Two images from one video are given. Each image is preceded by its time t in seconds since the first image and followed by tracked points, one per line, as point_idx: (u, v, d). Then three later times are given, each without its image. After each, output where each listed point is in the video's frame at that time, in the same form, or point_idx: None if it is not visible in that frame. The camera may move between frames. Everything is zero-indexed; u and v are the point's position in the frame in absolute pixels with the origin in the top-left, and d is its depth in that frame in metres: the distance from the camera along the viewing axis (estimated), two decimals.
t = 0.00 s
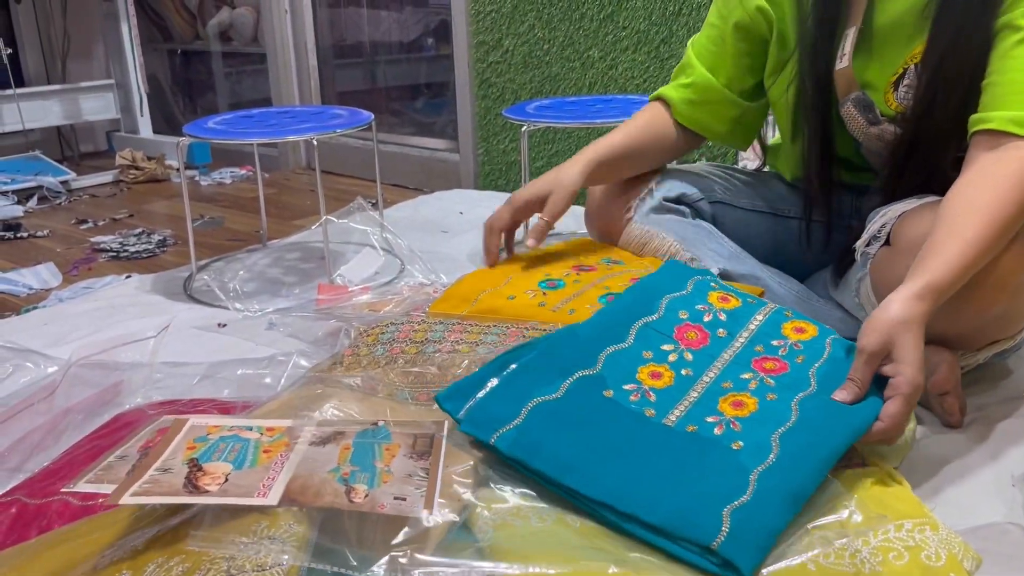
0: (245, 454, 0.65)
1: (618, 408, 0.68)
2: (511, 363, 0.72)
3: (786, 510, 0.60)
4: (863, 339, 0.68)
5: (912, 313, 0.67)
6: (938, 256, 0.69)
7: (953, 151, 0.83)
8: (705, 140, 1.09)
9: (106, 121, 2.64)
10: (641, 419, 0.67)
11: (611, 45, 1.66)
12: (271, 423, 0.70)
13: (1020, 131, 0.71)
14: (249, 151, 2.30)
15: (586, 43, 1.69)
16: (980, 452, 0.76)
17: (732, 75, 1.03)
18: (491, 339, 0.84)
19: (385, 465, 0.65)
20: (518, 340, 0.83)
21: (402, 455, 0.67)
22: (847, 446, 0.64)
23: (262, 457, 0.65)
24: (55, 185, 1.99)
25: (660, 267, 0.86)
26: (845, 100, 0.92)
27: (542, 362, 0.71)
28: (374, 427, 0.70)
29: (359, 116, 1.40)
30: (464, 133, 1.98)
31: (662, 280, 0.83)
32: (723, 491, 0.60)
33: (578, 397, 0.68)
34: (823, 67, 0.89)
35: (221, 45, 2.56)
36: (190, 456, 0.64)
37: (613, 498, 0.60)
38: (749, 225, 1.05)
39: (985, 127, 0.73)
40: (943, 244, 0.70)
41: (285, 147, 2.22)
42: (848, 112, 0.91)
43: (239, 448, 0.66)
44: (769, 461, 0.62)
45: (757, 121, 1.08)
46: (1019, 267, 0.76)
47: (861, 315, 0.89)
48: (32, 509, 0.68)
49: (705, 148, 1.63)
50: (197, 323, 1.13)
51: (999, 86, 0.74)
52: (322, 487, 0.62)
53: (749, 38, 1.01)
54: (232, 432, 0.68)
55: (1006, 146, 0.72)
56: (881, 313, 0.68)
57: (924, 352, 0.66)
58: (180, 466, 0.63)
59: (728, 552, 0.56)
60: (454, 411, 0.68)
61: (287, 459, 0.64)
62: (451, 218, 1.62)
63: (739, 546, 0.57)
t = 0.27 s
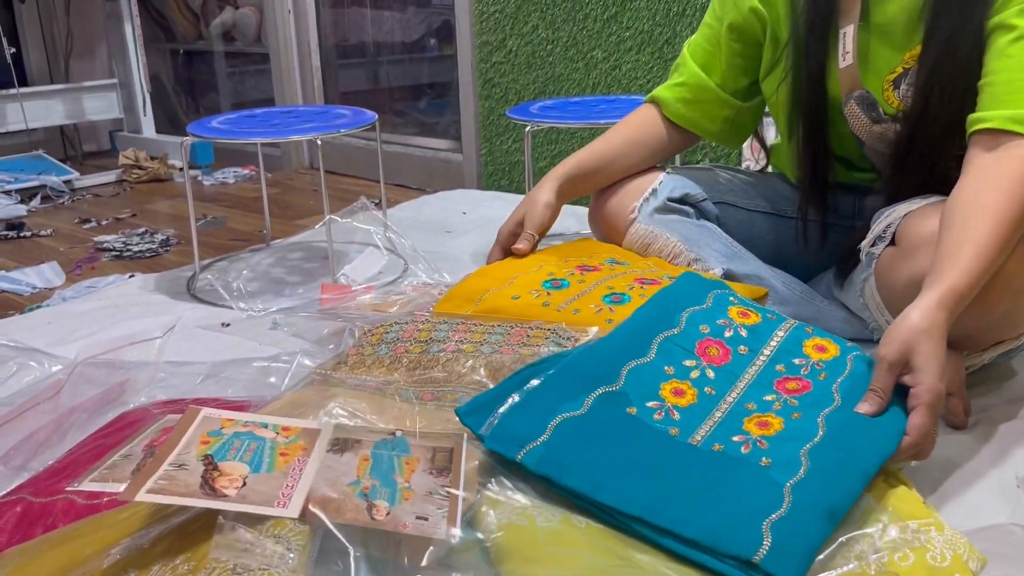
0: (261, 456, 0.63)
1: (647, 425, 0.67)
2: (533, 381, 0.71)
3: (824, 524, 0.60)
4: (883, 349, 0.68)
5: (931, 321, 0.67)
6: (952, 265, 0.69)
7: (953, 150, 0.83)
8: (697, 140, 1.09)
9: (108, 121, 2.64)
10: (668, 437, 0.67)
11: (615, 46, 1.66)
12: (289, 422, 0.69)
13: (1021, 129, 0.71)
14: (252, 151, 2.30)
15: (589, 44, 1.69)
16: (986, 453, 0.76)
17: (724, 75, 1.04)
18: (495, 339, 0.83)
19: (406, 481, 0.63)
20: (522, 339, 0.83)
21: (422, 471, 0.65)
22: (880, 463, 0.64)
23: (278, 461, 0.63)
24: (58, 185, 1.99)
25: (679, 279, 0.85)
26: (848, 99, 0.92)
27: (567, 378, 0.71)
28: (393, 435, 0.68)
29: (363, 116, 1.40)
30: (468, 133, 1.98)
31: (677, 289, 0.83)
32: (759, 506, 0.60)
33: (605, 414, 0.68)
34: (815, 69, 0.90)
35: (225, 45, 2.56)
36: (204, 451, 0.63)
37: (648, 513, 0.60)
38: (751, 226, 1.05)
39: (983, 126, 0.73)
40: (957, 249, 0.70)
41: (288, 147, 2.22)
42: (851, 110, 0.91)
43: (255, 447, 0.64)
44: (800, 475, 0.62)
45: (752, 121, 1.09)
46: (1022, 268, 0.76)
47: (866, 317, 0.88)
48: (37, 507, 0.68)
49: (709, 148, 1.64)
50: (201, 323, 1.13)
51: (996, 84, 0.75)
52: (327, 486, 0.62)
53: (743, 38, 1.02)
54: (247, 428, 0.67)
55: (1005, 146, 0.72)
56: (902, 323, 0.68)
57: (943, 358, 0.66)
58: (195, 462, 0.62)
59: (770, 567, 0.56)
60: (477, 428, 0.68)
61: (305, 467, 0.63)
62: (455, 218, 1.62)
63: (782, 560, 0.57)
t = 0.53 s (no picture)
0: (265, 455, 0.63)
1: (639, 422, 0.67)
2: (526, 379, 0.71)
3: (818, 520, 0.60)
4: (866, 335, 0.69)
5: (913, 308, 0.67)
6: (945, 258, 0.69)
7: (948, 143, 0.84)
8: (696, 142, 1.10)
9: (111, 121, 2.64)
10: (660, 434, 0.67)
11: (617, 46, 1.66)
12: (291, 420, 0.69)
13: (1015, 125, 0.71)
14: (254, 151, 2.30)
15: (592, 43, 1.69)
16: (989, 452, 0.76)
17: (720, 77, 1.04)
18: (499, 338, 0.83)
19: (409, 482, 0.63)
20: (526, 338, 0.82)
21: (426, 472, 0.64)
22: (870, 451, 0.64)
23: (282, 459, 0.63)
24: (61, 184, 1.99)
25: (671, 272, 0.85)
26: (846, 98, 0.91)
27: (559, 374, 0.71)
28: (395, 436, 0.68)
29: (366, 115, 1.40)
30: (470, 133, 1.98)
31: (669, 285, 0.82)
32: (753, 502, 0.60)
33: (599, 410, 0.68)
34: (810, 71, 0.90)
35: (227, 45, 2.56)
36: (207, 448, 0.63)
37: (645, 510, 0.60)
38: (750, 226, 1.06)
39: (978, 123, 0.73)
40: (948, 239, 0.70)
41: (290, 147, 2.22)
42: (850, 110, 0.91)
43: (258, 445, 0.64)
44: (791, 472, 0.63)
45: (748, 122, 1.09)
46: None
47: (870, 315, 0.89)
48: (41, 506, 0.68)
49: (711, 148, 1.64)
50: (204, 322, 1.13)
51: (989, 80, 0.74)
52: (331, 485, 0.62)
53: (738, 40, 1.02)
54: (250, 424, 0.67)
55: (1000, 143, 0.72)
56: (887, 309, 0.68)
57: (921, 344, 0.66)
58: (200, 460, 0.61)
59: (767, 563, 0.56)
60: (470, 423, 0.68)
61: (310, 465, 0.63)
62: (457, 218, 1.62)
63: (778, 557, 0.56)
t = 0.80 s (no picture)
0: (265, 456, 0.63)
1: (637, 422, 0.67)
2: (523, 379, 0.71)
3: (816, 519, 0.59)
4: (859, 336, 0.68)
5: (906, 306, 0.67)
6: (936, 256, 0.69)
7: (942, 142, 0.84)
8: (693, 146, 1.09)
9: (112, 121, 2.64)
10: (657, 434, 0.67)
11: (618, 46, 1.66)
12: (291, 420, 0.68)
13: (1004, 122, 0.71)
14: (255, 151, 2.30)
15: (592, 43, 1.69)
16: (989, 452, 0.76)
17: (714, 80, 1.04)
18: (500, 338, 0.83)
19: (409, 483, 0.63)
20: (526, 339, 0.82)
21: (425, 473, 0.64)
22: (865, 451, 0.64)
23: (281, 460, 0.63)
24: (61, 185, 1.99)
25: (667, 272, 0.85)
26: (844, 96, 0.91)
27: (557, 374, 0.70)
28: (394, 436, 0.68)
29: (366, 115, 1.40)
30: (470, 133, 1.98)
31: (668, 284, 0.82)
32: (751, 502, 0.60)
33: (596, 410, 0.68)
34: (801, 71, 0.90)
35: (227, 45, 2.56)
36: (207, 449, 0.63)
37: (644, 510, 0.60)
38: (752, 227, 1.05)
39: (968, 121, 0.73)
40: (939, 239, 0.70)
41: (291, 147, 2.22)
42: (847, 109, 0.91)
43: (258, 445, 0.64)
44: (788, 472, 0.62)
45: (743, 124, 1.08)
46: None
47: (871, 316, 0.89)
48: (42, 507, 0.68)
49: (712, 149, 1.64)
50: (205, 323, 1.13)
51: (978, 78, 0.74)
52: (330, 485, 0.62)
53: (730, 45, 1.02)
54: (249, 425, 0.67)
55: (989, 140, 0.72)
56: (878, 308, 0.68)
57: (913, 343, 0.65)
58: (199, 461, 0.61)
59: (766, 562, 0.56)
60: (467, 423, 0.68)
61: (310, 465, 0.63)
62: (458, 218, 1.62)
63: (777, 557, 0.56)
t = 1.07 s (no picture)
0: (263, 458, 0.63)
1: (635, 423, 0.67)
2: (521, 380, 0.71)
3: (815, 520, 0.59)
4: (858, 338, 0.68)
5: (903, 306, 0.67)
6: (931, 256, 0.69)
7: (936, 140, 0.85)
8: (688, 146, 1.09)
9: (111, 124, 2.64)
10: (656, 435, 0.66)
11: (617, 46, 1.66)
12: (290, 422, 0.68)
13: (993, 122, 0.71)
14: (254, 153, 2.30)
15: (591, 44, 1.69)
16: (990, 452, 0.76)
17: (708, 81, 1.04)
18: (499, 339, 0.83)
19: (408, 485, 0.63)
20: (525, 340, 0.82)
21: (424, 476, 0.64)
22: (864, 452, 0.64)
23: (280, 463, 0.63)
24: (61, 188, 1.99)
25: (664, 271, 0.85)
26: (838, 95, 0.91)
27: (555, 376, 0.70)
28: (393, 439, 0.68)
29: (365, 116, 1.40)
30: (470, 133, 1.98)
31: (667, 284, 0.82)
32: (749, 502, 0.60)
33: (594, 412, 0.68)
34: (789, 72, 0.90)
35: (227, 47, 2.56)
36: (206, 451, 0.63)
37: (642, 512, 0.60)
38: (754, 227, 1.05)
39: (957, 122, 0.73)
40: (935, 238, 0.70)
41: (290, 149, 2.22)
42: (842, 109, 0.91)
43: (257, 447, 0.64)
44: (786, 473, 0.62)
45: (739, 124, 1.08)
46: None
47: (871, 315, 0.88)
48: (41, 510, 0.68)
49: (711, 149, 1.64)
50: (205, 325, 1.13)
51: (965, 79, 0.74)
52: (331, 488, 0.62)
53: (723, 44, 1.02)
54: (248, 427, 0.66)
55: (981, 140, 0.72)
56: (877, 310, 0.68)
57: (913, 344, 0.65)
58: (197, 463, 0.61)
59: (763, 563, 0.56)
60: (465, 424, 0.68)
61: (308, 467, 0.63)
62: (458, 219, 1.62)
63: (775, 557, 0.56)
